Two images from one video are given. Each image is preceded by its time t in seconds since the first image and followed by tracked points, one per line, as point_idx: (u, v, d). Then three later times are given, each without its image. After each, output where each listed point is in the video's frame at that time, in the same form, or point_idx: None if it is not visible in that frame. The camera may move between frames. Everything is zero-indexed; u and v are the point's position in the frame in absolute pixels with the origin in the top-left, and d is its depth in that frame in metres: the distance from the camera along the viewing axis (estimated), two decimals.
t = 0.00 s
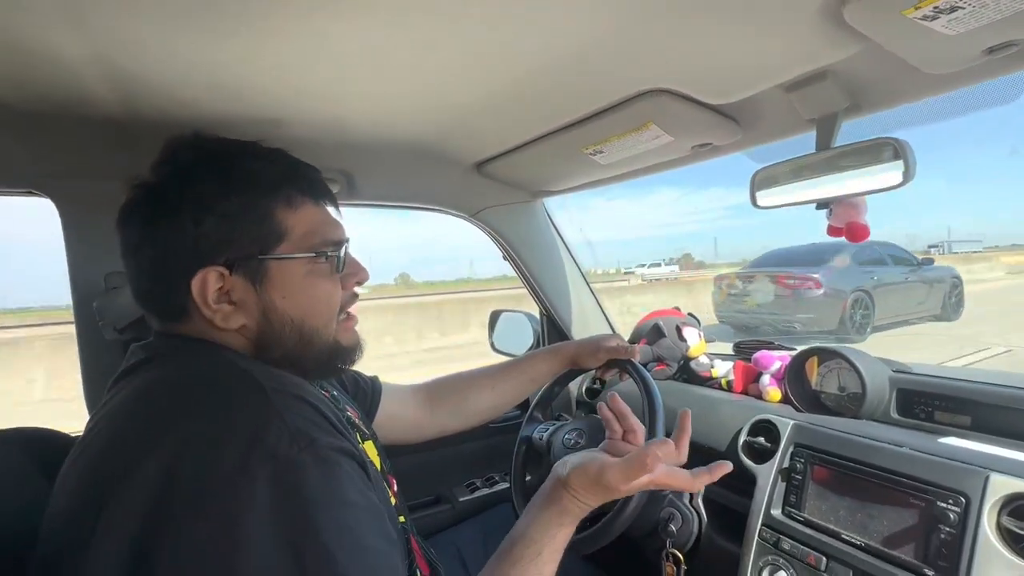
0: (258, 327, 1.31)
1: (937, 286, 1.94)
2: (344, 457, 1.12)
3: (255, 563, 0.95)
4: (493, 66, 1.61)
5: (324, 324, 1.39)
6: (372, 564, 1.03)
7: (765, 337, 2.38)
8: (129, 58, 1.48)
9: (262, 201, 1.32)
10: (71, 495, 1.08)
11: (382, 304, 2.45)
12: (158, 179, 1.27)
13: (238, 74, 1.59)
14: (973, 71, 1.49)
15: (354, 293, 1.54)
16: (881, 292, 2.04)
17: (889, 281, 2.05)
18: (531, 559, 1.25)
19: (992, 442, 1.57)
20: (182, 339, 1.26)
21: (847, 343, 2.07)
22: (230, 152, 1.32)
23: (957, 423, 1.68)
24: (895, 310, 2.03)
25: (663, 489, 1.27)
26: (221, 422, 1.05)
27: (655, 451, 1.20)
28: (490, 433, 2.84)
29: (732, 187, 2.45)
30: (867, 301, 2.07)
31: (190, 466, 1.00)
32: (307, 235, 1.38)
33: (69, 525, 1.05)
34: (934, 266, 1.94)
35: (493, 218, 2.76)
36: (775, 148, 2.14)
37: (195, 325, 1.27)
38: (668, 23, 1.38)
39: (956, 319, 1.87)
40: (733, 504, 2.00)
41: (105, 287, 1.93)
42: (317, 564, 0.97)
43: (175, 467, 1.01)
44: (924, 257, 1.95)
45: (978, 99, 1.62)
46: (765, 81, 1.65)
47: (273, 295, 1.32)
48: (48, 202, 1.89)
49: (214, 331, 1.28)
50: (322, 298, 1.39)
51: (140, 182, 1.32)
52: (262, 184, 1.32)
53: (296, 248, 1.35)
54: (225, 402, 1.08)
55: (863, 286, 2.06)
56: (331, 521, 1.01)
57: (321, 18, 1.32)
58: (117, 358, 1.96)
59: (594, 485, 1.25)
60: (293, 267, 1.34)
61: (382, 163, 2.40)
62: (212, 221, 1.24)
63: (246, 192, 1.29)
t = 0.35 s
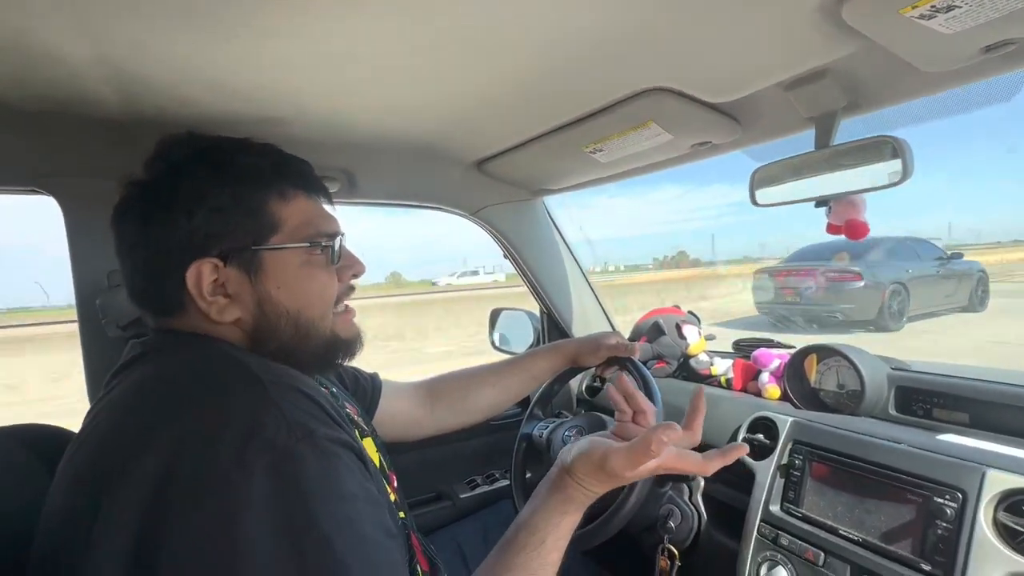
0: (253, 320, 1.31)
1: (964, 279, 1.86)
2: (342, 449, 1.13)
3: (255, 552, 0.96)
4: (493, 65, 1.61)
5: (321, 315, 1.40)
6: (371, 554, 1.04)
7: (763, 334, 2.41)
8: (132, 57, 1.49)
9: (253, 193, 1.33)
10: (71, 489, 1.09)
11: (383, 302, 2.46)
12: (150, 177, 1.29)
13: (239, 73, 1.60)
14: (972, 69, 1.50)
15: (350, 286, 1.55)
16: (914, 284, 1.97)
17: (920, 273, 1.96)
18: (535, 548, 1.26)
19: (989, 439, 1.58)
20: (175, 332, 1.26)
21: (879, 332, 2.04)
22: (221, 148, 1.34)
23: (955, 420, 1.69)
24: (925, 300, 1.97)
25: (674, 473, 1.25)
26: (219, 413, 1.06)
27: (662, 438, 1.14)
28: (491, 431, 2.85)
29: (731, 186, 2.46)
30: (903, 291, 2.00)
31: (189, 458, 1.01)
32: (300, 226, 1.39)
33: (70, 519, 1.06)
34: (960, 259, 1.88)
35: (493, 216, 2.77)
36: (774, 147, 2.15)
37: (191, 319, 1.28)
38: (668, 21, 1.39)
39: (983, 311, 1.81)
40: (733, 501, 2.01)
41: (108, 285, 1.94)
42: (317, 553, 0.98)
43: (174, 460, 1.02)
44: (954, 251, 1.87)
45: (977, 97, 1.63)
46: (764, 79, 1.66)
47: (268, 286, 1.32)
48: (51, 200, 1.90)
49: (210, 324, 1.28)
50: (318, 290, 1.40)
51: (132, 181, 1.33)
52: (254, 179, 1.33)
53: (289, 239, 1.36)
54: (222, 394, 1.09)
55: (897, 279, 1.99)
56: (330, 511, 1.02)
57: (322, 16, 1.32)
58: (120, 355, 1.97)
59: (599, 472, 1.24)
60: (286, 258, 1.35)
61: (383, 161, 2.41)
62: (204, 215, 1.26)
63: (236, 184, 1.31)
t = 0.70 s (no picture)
0: (257, 317, 1.30)
1: (987, 274, 1.69)
2: (342, 446, 1.12)
3: (256, 551, 0.95)
4: (494, 62, 1.60)
5: (323, 311, 1.39)
6: (373, 552, 1.03)
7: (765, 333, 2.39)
8: (130, 56, 1.48)
9: (254, 189, 1.32)
10: (70, 490, 1.08)
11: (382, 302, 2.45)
12: (151, 176, 1.27)
13: (238, 71, 1.59)
14: (976, 66, 1.49)
15: (350, 282, 1.54)
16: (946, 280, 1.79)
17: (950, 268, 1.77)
18: (529, 545, 1.25)
19: (993, 438, 1.57)
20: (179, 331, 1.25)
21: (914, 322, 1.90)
22: (221, 146, 1.32)
23: (957, 420, 1.68)
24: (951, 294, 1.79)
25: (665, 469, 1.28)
26: (219, 412, 1.05)
27: (651, 431, 1.17)
28: (491, 431, 2.84)
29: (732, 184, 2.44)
30: (937, 284, 1.81)
31: (189, 458, 1.00)
32: (301, 222, 1.38)
33: (69, 519, 1.05)
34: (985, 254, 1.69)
35: (493, 215, 2.75)
36: (776, 144, 2.13)
37: (195, 316, 1.26)
38: (672, 17, 1.37)
39: (1009, 302, 1.66)
40: (735, 501, 2.00)
41: (106, 285, 1.93)
42: (319, 549, 0.98)
43: (174, 460, 1.00)
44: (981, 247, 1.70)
45: (979, 94, 1.62)
46: (767, 76, 1.64)
47: (272, 282, 1.32)
48: (49, 200, 1.88)
49: (214, 322, 1.27)
50: (319, 286, 1.39)
51: (132, 181, 1.32)
52: (254, 175, 1.32)
53: (291, 235, 1.35)
54: (222, 392, 1.08)
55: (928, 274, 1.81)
56: (332, 510, 1.01)
57: (321, 13, 1.31)
58: (118, 355, 1.96)
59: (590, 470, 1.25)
60: (288, 253, 1.34)
61: (382, 159, 2.39)
62: (206, 213, 1.24)
63: (237, 180, 1.29)
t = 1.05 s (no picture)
0: (264, 306, 1.29)
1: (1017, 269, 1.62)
2: (345, 441, 1.12)
3: (260, 546, 0.93)
4: (494, 53, 1.58)
5: (326, 302, 1.38)
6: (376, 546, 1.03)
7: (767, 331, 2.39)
8: (127, 46, 1.47)
9: (257, 180, 1.31)
10: (73, 480, 1.07)
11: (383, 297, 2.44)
12: (154, 168, 1.26)
13: (236, 62, 1.58)
14: (982, 55, 1.47)
15: (354, 275, 1.53)
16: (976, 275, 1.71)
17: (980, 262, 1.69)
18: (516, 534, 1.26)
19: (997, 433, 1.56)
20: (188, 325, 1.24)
21: (948, 315, 1.79)
22: (224, 137, 1.31)
23: (961, 415, 1.67)
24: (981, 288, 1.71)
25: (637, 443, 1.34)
26: (224, 404, 1.04)
27: (615, 399, 1.26)
28: (491, 427, 2.83)
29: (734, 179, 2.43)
30: (971, 276, 1.72)
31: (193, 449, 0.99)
32: (304, 214, 1.37)
33: (72, 509, 1.04)
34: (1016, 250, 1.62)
35: (494, 209, 2.74)
36: (778, 138, 2.12)
37: (202, 307, 1.25)
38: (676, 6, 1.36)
39: None
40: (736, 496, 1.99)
41: (105, 280, 1.92)
42: (323, 542, 0.97)
43: (178, 452, 0.99)
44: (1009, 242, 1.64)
45: (984, 86, 1.60)
46: (771, 66, 1.63)
47: (277, 272, 1.31)
48: (45, 193, 1.87)
49: (221, 311, 1.26)
50: (323, 277, 1.38)
51: (135, 174, 1.31)
52: (259, 165, 1.31)
53: (294, 226, 1.34)
54: (227, 384, 1.07)
55: (962, 267, 1.72)
56: (336, 505, 1.01)
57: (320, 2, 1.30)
58: (117, 350, 1.95)
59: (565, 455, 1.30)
60: (292, 244, 1.34)
61: (381, 153, 2.38)
62: (212, 203, 1.23)
63: (241, 171, 1.28)
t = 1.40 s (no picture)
0: (251, 315, 1.29)
1: None
2: (339, 465, 1.13)
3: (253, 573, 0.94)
4: (491, 62, 1.60)
5: (317, 309, 1.38)
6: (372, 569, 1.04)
7: (768, 334, 2.40)
8: (126, 57, 1.48)
9: (246, 187, 1.32)
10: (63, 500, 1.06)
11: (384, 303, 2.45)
12: (142, 178, 1.27)
13: (235, 73, 1.59)
14: (974, 64, 1.49)
15: (349, 281, 1.54)
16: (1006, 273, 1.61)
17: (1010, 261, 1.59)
18: (531, 549, 1.32)
19: (994, 437, 1.56)
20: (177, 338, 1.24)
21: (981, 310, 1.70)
22: (213, 145, 1.32)
23: (958, 418, 1.68)
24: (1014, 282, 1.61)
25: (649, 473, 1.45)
26: (218, 428, 1.04)
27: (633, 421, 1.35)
28: (491, 431, 2.84)
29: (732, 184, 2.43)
30: (1002, 274, 1.62)
31: (188, 473, 0.99)
32: (293, 221, 1.38)
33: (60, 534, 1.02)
34: None
35: (492, 215, 2.77)
36: (774, 143, 2.13)
37: (190, 316, 1.26)
38: (669, 16, 1.37)
39: None
40: (735, 501, 2.00)
41: (106, 288, 1.93)
42: (320, 567, 0.98)
43: (171, 476, 0.99)
44: None
45: (979, 92, 1.61)
46: (765, 74, 1.64)
47: (264, 281, 1.32)
48: (47, 202, 1.88)
49: (208, 321, 1.26)
50: (314, 283, 1.38)
51: (125, 184, 1.32)
52: (246, 172, 1.32)
53: (283, 233, 1.35)
54: (222, 409, 1.07)
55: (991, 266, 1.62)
56: (330, 530, 1.01)
57: (316, 13, 1.31)
58: (117, 358, 1.96)
59: (585, 478, 1.37)
60: (281, 252, 1.34)
61: (380, 160, 2.39)
62: (198, 211, 1.24)
63: (228, 179, 1.29)
